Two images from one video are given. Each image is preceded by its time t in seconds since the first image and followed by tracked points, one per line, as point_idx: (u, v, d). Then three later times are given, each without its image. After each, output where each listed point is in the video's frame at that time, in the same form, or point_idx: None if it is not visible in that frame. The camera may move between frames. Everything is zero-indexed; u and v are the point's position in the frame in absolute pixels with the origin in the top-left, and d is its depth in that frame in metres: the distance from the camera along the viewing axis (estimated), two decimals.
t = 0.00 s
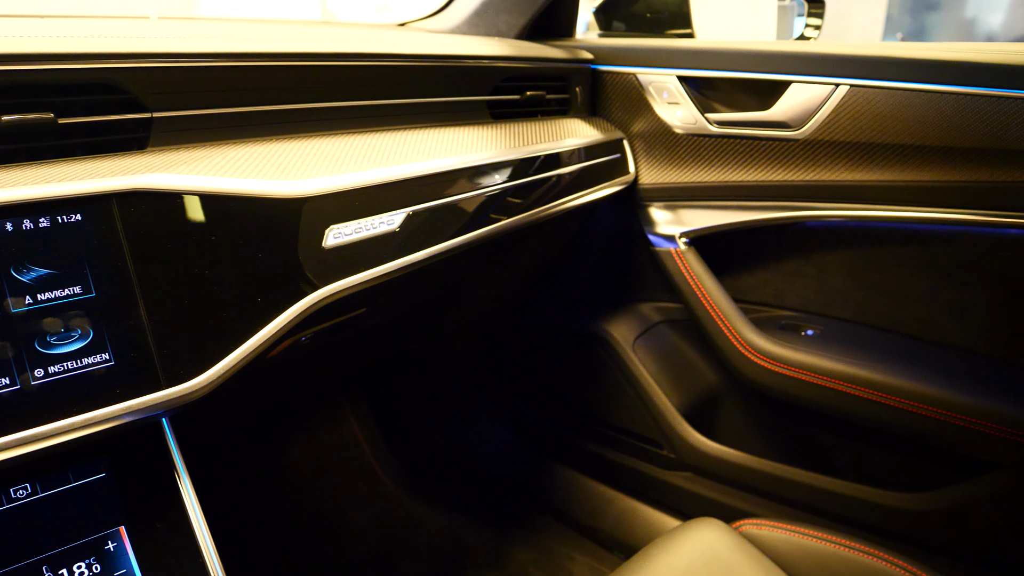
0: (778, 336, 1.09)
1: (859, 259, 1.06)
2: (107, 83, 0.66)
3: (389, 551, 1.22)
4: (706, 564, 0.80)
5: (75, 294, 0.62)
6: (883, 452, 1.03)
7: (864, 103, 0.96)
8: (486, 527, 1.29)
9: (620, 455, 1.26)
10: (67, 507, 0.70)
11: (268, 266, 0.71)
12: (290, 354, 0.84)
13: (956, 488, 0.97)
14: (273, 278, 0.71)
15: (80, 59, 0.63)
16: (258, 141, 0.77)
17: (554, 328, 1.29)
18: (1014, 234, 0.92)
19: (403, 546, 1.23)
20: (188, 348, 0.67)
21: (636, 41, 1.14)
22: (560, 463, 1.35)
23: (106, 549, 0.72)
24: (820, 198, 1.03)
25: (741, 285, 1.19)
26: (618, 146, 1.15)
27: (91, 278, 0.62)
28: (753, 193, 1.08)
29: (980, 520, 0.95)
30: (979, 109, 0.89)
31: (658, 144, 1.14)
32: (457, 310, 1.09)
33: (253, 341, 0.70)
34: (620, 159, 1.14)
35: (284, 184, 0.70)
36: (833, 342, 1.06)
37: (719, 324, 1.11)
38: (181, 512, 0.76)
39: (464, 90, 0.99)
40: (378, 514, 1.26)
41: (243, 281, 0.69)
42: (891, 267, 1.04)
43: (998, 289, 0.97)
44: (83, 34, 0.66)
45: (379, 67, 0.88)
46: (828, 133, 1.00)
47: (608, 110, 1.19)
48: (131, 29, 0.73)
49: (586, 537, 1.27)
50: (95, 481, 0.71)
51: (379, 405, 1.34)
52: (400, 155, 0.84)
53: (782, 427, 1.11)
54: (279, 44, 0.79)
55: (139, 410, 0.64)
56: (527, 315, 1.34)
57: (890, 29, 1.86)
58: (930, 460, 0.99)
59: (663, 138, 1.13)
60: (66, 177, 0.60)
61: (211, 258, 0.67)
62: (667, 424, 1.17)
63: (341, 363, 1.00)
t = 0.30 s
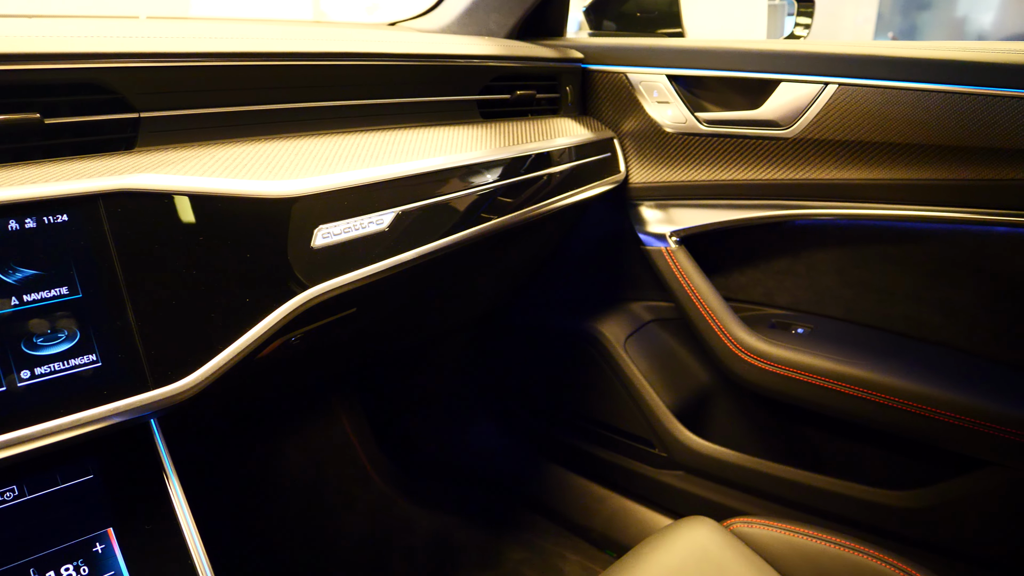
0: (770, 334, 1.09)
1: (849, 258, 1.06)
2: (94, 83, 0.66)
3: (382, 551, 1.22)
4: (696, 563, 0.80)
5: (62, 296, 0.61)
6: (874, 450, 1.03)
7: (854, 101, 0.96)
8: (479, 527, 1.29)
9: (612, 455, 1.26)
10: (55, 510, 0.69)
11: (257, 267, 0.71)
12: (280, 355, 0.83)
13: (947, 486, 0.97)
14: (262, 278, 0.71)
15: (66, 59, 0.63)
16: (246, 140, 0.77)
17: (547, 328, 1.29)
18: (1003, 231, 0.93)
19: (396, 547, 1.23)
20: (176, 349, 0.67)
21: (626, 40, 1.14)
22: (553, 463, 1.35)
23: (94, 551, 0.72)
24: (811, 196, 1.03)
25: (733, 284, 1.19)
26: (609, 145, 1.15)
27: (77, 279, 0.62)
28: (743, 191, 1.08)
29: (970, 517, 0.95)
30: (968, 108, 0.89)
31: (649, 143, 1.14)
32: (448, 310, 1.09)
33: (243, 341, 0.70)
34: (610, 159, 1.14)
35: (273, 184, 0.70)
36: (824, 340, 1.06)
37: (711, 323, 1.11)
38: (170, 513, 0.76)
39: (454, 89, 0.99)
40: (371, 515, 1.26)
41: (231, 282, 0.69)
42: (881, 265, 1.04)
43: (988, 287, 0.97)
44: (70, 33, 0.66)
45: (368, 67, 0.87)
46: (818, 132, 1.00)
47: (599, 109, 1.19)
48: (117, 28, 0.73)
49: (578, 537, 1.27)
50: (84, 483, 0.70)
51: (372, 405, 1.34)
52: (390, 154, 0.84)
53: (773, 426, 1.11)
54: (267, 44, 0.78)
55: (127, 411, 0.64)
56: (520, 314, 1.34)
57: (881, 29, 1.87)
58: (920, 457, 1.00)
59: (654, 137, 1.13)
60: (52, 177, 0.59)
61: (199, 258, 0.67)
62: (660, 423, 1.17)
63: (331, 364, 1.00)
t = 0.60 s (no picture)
0: (761, 333, 1.10)
1: (839, 256, 1.07)
2: (81, 83, 0.65)
3: (375, 552, 1.22)
4: (688, 562, 0.80)
5: (50, 297, 0.61)
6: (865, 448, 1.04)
7: (844, 100, 0.96)
8: (473, 527, 1.29)
9: (605, 454, 1.26)
10: (43, 512, 0.69)
11: (246, 267, 0.70)
12: (270, 355, 0.83)
13: (938, 483, 0.98)
14: (251, 278, 0.71)
15: (53, 59, 0.62)
16: (235, 140, 0.77)
17: (540, 327, 1.29)
18: (992, 229, 0.93)
19: (389, 547, 1.23)
20: (165, 351, 0.66)
21: (616, 40, 1.14)
22: (546, 462, 1.35)
23: (83, 553, 0.72)
24: (802, 195, 1.04)
25: (723, 283, 1.19)
26: (600, 144, 1.15)
27: (65, 280, 0.61)
28: (734, 190, 1.08)
29: (961, 514, 0.96)
30: (957, 107, 0.90)
31: (640, 142, 1.14)
32: (440, 310, 1.09)
33: (232, 341, 0.70)
34: (601, 158, 1.14)
35: (263, 184, 0.70)
36: (816, 338, 1.07)
37: (703, 322, 1.11)
38: (159, 515, 0.76)
39: (444, 88, 0.99)
40: (364, 515, 1.26)
41: (220, 282, 0.69)
42: (871, 264, 1.04)
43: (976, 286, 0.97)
44: (56, 32, 0.66)
45: (358, 67, 0.87)
46: (809, 131, 1.00)
47: (589, 108, 1.19)
48: (104, 28, 0.72)
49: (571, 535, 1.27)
50: (72, 485, 0.70)
51: (365, 405, 1.34)
52: (380, 154, 0.84)
53: (764, 424, 1.11)
54: (255, 43, 0.78)
55: (117, 412, 0.64)
56: (513, 314, 1.34)
57: (872, 28, 1.88)
58: (910, 455, 1.00)
59: (645, 136, 1.13)
60: (40, 177, 0.59)
61: (188, 259, 0.66)
62: (652, 422, 1.18)
63: (322, 364, 1.00)
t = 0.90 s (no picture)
0: (753, 332, 1.10)
1: (830, 255, 1.07)
2: (70, 83, 0.65)
3: (369, 552, 1.22)
4: (681, 561, 0.80)
5: (38, 298, 0.60)
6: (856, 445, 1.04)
7: (835, 99, 0.97)
8: (467, 527, 1.29)
9: (599, 453, 1.26)
10: (33, 514, 0.69)
11: (237, 267, 0.70)
12: (262, 355, 0.83)
13: (929, 480, 0.98)
14: (242, 278, 0.71)
15: (41, 59, 0.62)
16: (225, 140, 0.77)
17: (533, 327, 1.29)
18: (982, 227, 0.94)
19: (383, 547, 1.23)
20: (155, 351, 0.66)
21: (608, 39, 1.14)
22: (539, 462, 1.35)
23: (73, 555, 0.72)
24: (794, 193, 1.04)
25: (716, 282, 1.19)
26: (592, 143, 1.15)
27: (54, 281, 0.61)
28: (726, 189, 1.08)
29: (952, 511, 0.96)
30: (948, 106, 0.90)
31: (632, 141, 1.15)
32: (433, 309, 1.09)
33: (223, 342, 0.70)
34: (593, 157, 1.15)
35: (253, 184, 0.69)
36: (808, 337, 1.07)
37: (696, 321, 1.11)
38: (150, 516, 0.76)
39: (436, 88, 0.99)
40: (358, 515, 1.26)
41: (211, 282, 0.69)
42: (862, 262, 1.05)
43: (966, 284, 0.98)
44: (45, 32, 0.65)
45: (349, 66, 0.87)
46: (800, 130, 1.00)
47: (581, 108, 1.19)
48: (92, 27, 0.72)
49: (564, 535, 1.27)
50: (62, 487, 0.70)
51: (358, 405, 1.34)
52: (372, 154, 0.84)
53: (757, 422, 1.12)
54: (245, 43, 0.78)
55: (108, 413, 0.63)
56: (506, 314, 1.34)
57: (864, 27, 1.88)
58: (902, 452, 1.01)
59: (637, 135, 1.14)
60: (29, 178, 0.59)
61: (179, 259, 0.66)
62: (645, 421, 1.18)
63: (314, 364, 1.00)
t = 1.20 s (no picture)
0: (747, 331, 1.10)
1: (823, 254, 1.07)
2: (61, 83, 0.64)
3: (364, 552, 1.21)
4: (676, 560, 0.80)
5: (29, 299, 0.60)
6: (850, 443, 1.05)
7: (826, 98, 0.97)
8: (462, 527, 1.28)
9: (593, 452, 1.26)
10: (23, 516, 0.69)
11: (228, 267, 0.70)
12: (254, 356, 0.83)
13: (922, 478, 0.98)
14: (233, 279, 0.71)
15: (31, 59, 0.62)
16: (217, 140, 0.76)
17: (527, 326, 1.29)
18: (973, 226, 0.94)
19: (377, 547, 1.23)
20: (147, 352, 0.66)
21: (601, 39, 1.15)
22: (534, 461, 1.35)
23: (65, 556, 0.71)
24: (787, 192, 1.04)
25: (709, 281, 1.20)
26: (585, 143, 1.15)
27: (45, 282, 0.61)
28: (719, 189, 1.09)
29: (945, 509, 0.97)
30: (939, 105, 0.90)
31: (625, 141, 1.15)
32: (426, 309, 1.09)
33: (215, 342, 0.70)
34: (586, 157, 1.15)
35: (245, 184, 0.69)
36: (801, 335, 1.07)
37: (689, 320, 1.11)
38: (141, 518, 0.75)
39: (428, 88, 0.99)
40: (352, 516, 1.26)
41: (203, 283, 0.68)
42: (854, 261, 1.05)
43: (958, 282, 0.98)
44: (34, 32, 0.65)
45: (341, 66, 0.87)
46: (793, 129, 1.01)
47: (574, 107, 1.19)
48: (82, 27, 0.72)
49: (559, 534, 1.27)
50: (53, 489, 0.70)
51: (351, 405, 1.34)
52: (364, 153, 0.84)
53: (751, 421, 1.12)
54: (236, 43, 0.78)
55: (100, 414, 0.63)
56: (500, 314, 1.34)
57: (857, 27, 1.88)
58: (895, 450, 1.01)
59: (630, 135, 1.14)
60: (19, 178, 0.59)
61: (170, 260, 0.66)
62: (639, 420, 1.18)
63: (307, 365, 0.99)
